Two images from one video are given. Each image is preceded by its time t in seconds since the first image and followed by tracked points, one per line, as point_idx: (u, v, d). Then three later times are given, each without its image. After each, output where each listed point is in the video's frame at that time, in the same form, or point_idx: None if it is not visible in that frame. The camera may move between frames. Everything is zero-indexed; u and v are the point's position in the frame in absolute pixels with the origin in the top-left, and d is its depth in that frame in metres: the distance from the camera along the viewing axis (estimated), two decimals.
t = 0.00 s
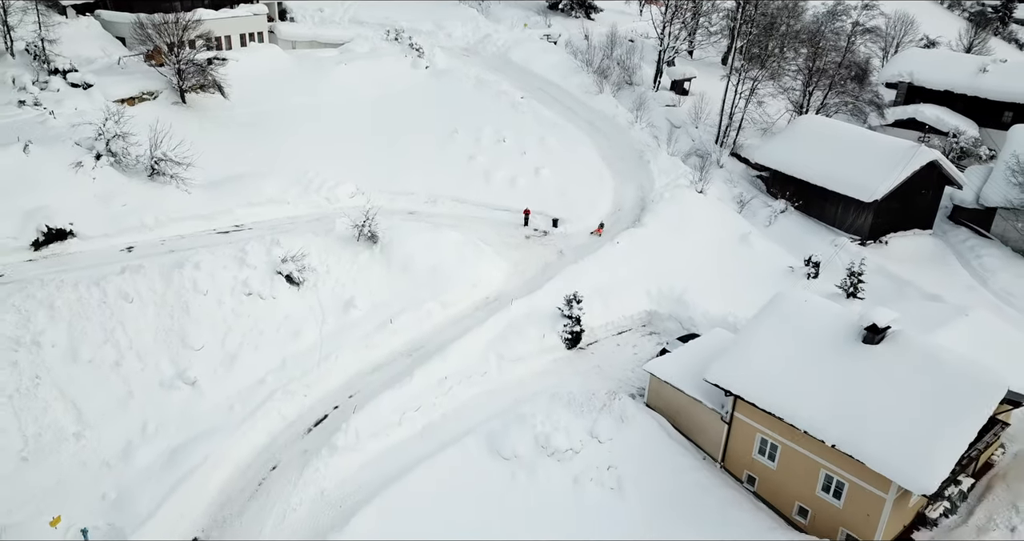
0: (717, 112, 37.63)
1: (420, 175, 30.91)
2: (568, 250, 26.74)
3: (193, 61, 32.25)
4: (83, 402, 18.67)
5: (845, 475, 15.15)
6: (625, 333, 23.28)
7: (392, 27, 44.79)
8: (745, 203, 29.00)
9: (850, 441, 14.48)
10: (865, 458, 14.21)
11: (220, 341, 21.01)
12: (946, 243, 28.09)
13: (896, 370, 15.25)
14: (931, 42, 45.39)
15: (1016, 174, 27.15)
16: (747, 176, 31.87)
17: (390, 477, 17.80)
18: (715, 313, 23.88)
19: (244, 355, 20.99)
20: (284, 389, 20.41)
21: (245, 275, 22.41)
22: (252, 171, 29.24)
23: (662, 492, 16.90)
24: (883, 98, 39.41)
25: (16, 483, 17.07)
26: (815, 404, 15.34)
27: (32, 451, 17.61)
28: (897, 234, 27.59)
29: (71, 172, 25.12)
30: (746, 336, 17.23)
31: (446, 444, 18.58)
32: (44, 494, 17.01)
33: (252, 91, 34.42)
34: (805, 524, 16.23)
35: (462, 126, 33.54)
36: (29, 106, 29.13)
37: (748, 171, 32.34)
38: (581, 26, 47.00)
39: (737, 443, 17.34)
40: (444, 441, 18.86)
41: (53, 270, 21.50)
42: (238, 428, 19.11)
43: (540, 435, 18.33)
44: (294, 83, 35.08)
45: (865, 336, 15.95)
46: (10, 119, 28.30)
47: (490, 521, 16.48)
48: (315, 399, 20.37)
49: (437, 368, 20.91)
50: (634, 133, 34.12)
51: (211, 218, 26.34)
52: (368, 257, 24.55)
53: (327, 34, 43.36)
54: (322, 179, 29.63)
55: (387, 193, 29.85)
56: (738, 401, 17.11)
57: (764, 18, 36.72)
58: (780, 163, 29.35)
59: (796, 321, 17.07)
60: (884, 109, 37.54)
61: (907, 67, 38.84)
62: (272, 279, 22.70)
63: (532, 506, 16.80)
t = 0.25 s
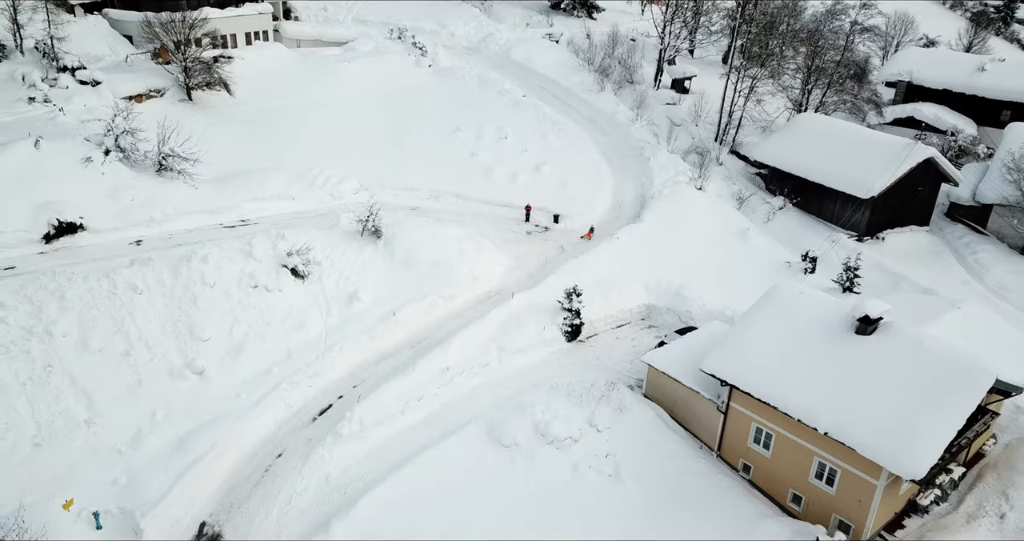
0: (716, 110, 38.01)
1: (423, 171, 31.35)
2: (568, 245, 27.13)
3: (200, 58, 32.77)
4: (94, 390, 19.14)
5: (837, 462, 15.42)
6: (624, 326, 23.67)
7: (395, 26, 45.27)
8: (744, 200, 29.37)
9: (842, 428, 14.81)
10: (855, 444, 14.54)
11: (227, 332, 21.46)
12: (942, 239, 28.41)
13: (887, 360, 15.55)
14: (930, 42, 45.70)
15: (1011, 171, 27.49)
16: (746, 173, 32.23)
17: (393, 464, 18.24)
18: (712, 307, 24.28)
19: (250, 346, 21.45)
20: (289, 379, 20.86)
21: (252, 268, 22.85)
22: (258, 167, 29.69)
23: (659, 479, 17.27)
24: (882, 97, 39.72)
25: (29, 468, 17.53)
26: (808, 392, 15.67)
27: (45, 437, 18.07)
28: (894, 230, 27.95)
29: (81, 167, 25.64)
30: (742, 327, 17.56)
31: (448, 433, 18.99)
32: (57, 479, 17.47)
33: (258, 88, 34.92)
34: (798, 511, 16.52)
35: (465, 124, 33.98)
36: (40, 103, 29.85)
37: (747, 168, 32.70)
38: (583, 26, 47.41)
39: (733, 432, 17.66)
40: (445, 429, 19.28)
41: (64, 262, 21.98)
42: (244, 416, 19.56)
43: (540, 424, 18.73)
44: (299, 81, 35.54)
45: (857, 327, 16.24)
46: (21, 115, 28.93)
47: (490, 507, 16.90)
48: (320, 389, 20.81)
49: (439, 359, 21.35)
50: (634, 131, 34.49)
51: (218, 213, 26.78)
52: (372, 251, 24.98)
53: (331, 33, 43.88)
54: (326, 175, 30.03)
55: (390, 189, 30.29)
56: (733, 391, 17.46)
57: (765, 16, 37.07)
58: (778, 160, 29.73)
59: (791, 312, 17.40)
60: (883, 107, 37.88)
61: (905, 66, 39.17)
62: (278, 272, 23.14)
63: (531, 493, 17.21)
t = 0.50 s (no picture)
0: (718, 108, 38.32)
1: (428, 167, 31.77)
2: (571, 240, 27.50)
3: (208, 56, 33.20)
4: (107, 379, 19.63)
5: (832, 451, 15.66)
6: (625, 320, 24.02)
7: (400, 24, 45.68)
8: (745, 196, 29.70)
9: (836, 416, 15.13)
10: (849, 432, 14.85)
11: (236, 324, 21.93)
12: (941, 237, 28.70)
13: (882, 351, 15.84)
14: (933, 41, 45.90)
15: (1010, 168, 27.77)
16: (747, 171, 32.56)
17: (398, 451, 18.66)
18: (712, 301, 24.64)
19: (258, 338, 21.91)
20: (296, 369, 21.30)
21: (260, 261, 23.30)
22: (265, 163, 30.14)
23: (658, 468, 17.62)
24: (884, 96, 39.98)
25: (44, 453, 18.03)
26: (805, 383, 16.02)
27: (59, 423, 18.57)
28: (894, 227, 28.24)
29: (92, 162, 26.18)
30: (741, 319, 17.90)
31: (452, 422, 19.40)
32: (71, 464, 17.98)
33: (265, 85, 35.39)
34: (795, 500, 16.78)
35: (469, 121, 34.38)
36: (52, 99, 30.33)
37: (748, 165, 33.01)
38: (587, 25, 47.75)
39: (731, 422, 17.97)
40: (449, 419, 19.69)
41: (76, 254, 22.46)
42: (253, 405, 20.01)
43: (542, 413, 19.14)
44: (306, 79, 35.99)
45: (853, 319, 16.52)
46: (33, 111, 29.45)
47: (492, 493, 17.31)
48: (326, 380, 21.25)
49: (443, 351, 21.78)
50: (637, 128, 34.82)
51: (226, 207, 27.20)
52: (377, 245, 25.41)
53: (337, 31, 44.31)
54: (332, 171, 30.45)
55: (396, 185, 30.70)
56: (732, 382, 17.77)
57: (767, 16, 37.38)
58: (779, 157, 30.07)
59: (788, 304, 17.72)
60: (884, 106, 38.16)
61: (907, 65, 39.43)
62: (286, 265, 23.58)
63: (533, 480, 17.61)
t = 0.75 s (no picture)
0: (724, 107, 38.58)
1: (435, 164, 32.18)
2: (576, 236, 27.84)
3: (220, 54, 33.63)
4: (123, 367, 20.14)
5: (831, 442, 15.93)
6: (630, 314, 24.37)
7: (409, 23, 46.11)
8: (750, 194, 29.98)
9: (834, 406, 15.40)
10: (846, 422, 15.09)
11: (247, 315, 22.41)
12: (944, 234, 28.90)
13: (880, 343, 16.02)
14: (940, 41, 45.98)
15: (1012, 167, 27.90)
16: (752, 168, 32.81)
17: (405, 439, 19.09)
18: (716, 297, 24.95)
19: (269, 329, 22.40)
20: (306, 359, 21.76)
21: (271, 254, 23.76)
22: (276, 159, 30.63)
23: (660, 458, 17.98)
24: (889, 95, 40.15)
25: (62, 438, 18.51)
26: (803, 373, 16.27)
27: (77, 410, 19.07)
28: (897, 225, 28.43)
29: (108, 157, 26.74)
30: (741, 312, 18.18)
31: (458, 411, 19.80)
32: (88, 449, 18.46)
33: (276, 83, 35.91)
34: (795, 490, 17.08)
35: (476, 119, 34.78)
36: (67, 96, 30.75)
37: (753, 163, 33.27)
38: (594, 24, 48.05)
39: (732, 413, 18.28)
40: (455, 408, 20.09)
41: (92, 247, 22.98)
42: (263, 394, 20.47)
43: (546, 404, 19.51)
44: (316, 77, 36.49)
45: (853, 313, 16.70)
46: (49, 107, 29.98)
47: (497, 481, 17.70)
48: (335, 370, 21.70)
49: (450, 342, 22.19)
50: (643, 126, 35.11)
51: (237, 202, 27.67)
52: (386, 240, 25.84)
53: (347, 30, 44.78)
54: (342, 167, 30.90)
55: (404, 181, 31.10)
56: (733, 373, 18.06)
57: (773, 15, 37.62)
58: (784, 155, 30.33)
59: (789, 297, 17.97)
60: (889, 106, 38.32)
61: (913, 65, 39.57)
62: (296, 259, 24.05)
63: (537, 468, 18.00)
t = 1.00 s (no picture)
0: (729, 106, 38.82)
1: (442, 161, 32.59)
2: (581, 232, 28.19)
3: (231, 52, 34.19)
4: (137, 357, 20.62)
5: (829, 432, 16.21)
6: (633, 309, 24.70)
7: (417, 23, 46.54)
8: (753, 192, 30.24)
9: (832, 397, 15.70)
10: (844, 412, 15.39)
11: (258, 307, 22.89)
12: (947, 232, 29.10)
13: (878, 335, 16.30)
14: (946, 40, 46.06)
15: (1015, 165, 28.05)
16: (757, 167, 33.05)
17: (412, 429, 19.52)
18: (719, 292, 25.25)
19: (279, 321, 22.88)
20: (315, 351, 22.23)
21: (281, 248, 24.22)
22: (285, 156, 31.11)
23: (662, 448, 18.32)
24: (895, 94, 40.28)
25: (78, 425, 18.97)
26: (801, 365, 16.58)
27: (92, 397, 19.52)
28: (900, 223, 28.64)
29: (122, 152, 27.29)
30: (742, 305, 18.50)
31: (464, 402, 20.22)
32: (103, 436, 18.92)
33: (286, 81, 36.42)
34: (794, 480, 17.37)
35: (483, 117, 35.18)
36: (82, 93, 31.36)
37: (757, 162, 33.51)
38: (600, 24, 48.35)
39: (733, 405, 18.59)
40: (461, 399, 20.50)
41: (107, 240, 23.51)
42: (273, 384, 20.95)
43: (550, 395, 19.88)
44: (325, 75, 36.98)
45: (852, 306, 16.99)
46: (64, 103, 30.56)
47: (502, 469, 18.11)
48: (344, 361, 22.16)
49: (456, 335, 22.61)
50: (648, 124, 35.41)
51: (248, 197, 28.14)
52: (393, 235, 26.27)
53: (355, 29, 45.25)
54: (350, 163, 31.34)
55: (411, 177, 31.53)
56: (733, 366, 18.37)
57: (779, 15, 37.85)
58: (788, 153, 30.58)
59: (790, 291, 18.27)
60: (893, 105, 38.54)
61: (919, 64, 39.69)
62: (306, 253, 24.50)
63: (540, 457, 18.38)
